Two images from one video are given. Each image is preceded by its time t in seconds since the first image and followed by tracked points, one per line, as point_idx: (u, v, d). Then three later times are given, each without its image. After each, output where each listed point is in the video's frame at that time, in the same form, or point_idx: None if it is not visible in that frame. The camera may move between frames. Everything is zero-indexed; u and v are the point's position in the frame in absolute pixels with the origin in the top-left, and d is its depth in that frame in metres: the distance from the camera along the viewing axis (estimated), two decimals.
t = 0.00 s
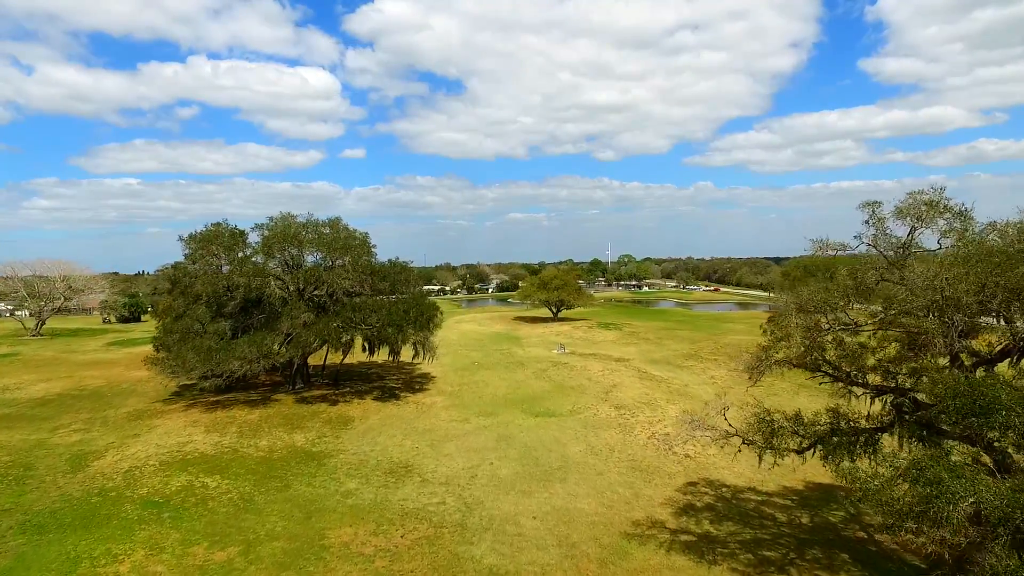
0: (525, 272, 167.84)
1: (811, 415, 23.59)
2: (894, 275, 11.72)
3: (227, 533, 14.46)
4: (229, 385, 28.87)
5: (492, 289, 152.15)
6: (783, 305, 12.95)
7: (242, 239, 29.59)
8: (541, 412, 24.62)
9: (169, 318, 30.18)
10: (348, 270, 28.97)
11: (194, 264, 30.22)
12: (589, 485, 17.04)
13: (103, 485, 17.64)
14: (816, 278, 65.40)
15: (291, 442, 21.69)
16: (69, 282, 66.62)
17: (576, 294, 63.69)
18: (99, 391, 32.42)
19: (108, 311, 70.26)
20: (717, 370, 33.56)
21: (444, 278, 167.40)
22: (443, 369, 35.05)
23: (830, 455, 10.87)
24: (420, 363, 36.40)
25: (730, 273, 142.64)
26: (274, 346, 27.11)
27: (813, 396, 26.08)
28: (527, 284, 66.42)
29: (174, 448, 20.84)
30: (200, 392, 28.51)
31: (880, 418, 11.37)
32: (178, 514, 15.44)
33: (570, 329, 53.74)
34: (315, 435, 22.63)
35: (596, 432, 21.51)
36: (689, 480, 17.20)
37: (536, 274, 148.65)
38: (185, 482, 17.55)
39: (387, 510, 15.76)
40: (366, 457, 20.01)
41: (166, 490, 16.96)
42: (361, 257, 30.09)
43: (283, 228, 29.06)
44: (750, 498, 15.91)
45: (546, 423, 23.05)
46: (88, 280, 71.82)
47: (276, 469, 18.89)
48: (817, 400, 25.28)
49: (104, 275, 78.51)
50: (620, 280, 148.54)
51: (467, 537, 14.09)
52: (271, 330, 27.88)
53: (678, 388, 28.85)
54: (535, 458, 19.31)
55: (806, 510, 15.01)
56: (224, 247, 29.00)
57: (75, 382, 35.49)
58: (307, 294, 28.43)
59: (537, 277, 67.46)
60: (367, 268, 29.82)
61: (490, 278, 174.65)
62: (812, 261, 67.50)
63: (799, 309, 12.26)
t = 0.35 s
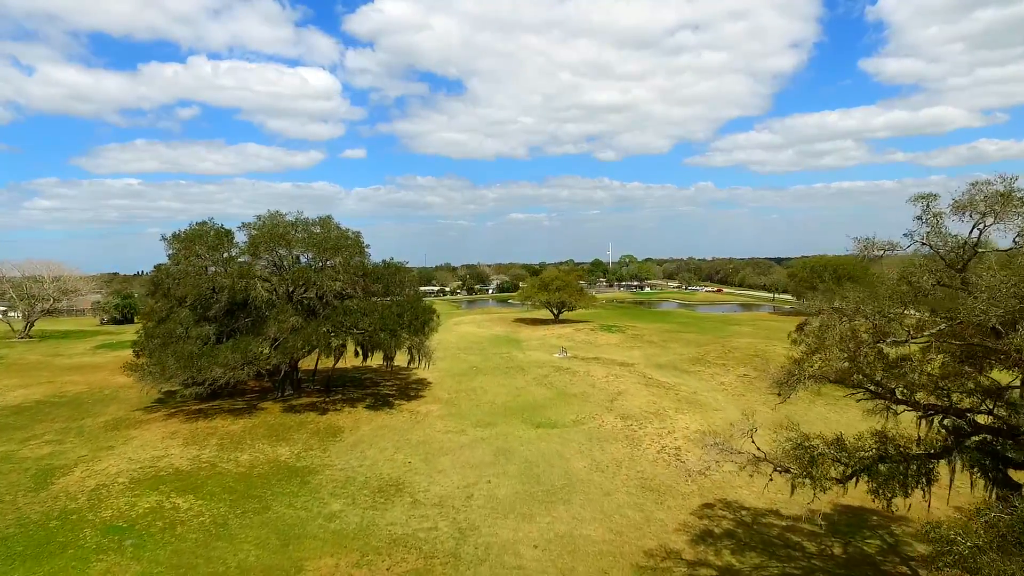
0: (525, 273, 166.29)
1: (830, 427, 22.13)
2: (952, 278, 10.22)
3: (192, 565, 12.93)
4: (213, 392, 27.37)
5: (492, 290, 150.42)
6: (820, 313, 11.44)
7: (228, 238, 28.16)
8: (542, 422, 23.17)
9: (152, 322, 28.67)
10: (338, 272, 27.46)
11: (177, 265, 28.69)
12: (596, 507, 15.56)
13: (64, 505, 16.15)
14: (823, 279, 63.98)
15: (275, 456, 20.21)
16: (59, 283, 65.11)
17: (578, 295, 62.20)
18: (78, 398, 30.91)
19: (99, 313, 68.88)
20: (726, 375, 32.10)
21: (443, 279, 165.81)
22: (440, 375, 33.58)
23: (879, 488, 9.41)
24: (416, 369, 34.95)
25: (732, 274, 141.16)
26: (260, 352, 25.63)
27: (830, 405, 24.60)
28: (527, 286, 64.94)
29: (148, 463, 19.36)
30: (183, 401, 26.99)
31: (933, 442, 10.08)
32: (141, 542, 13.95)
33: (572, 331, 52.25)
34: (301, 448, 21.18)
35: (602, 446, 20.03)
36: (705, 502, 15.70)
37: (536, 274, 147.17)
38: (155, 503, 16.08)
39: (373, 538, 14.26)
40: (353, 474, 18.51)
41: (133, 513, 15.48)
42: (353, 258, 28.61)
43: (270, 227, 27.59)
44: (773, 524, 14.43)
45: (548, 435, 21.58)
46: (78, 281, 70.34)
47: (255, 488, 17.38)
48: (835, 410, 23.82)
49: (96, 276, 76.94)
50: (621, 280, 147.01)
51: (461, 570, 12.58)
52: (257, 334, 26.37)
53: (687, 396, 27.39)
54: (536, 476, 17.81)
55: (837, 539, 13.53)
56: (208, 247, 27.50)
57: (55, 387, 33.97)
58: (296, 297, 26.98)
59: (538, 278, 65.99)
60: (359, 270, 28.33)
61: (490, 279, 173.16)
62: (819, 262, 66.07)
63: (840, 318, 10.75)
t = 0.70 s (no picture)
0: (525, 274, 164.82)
1: (851, 439, 20.70)
2: None
3: None
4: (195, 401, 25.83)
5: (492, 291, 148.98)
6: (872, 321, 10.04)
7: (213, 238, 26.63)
8: (544, 434, 21.72)
9: (131, 326, 27.13)
10: (327, 273, 25.98)
11: (157, 265, 27.14)
12: (603, 534, 14.07)
13: (17, 530, 14.64)
14: (830, 279, 62.56)
15: (255, 472, 18.73)
16: (48, 284, 63.50)
17: (579, 297, 60.73)
18: (55, 405, 29.35)
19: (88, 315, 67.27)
20: (735, 382, 30.66)
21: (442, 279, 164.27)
22: (436, 381, 32.12)
23: (945, 532, 7.96)
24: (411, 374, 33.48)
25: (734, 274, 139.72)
26: (242, 358, 24.03)
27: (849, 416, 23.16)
28: (527, 286, 63.46)
29: (117, 480, 17.87)
30: (162, 410, 25.47)
31: (1008, 473, 8.55)
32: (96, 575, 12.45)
33: (574, 334, 50.79)
34: (283, 462, 19.71)
35: (607, 462, 18.55)
36: (723, 528, 14.22)
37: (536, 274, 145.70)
38: (116, 528, 14.58)
39: (355, 570, 12.77)
40: (338, 494, 17.03)
41: (91, 540, 13.98)
42: (343, 258, 27.20)
43: (256, 226, 26.09)
44: (800, 555, 12.97)
45: (549, 449, 20.12)
46: (68, 282, 68.69)
47: (229, 509, 15.90)
48: (855, 421, 22.37)
49: (87, 278, 75.27)
50: (622, 281, 145.51)
51: None
52: (241, 339, 24.87)
53: (695, 405, 25.94)
54: (536, 496, 16.35)
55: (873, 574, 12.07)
56: (189, 247, 25.92)
57: (33, 393, 32.41)
58: (283, 299, 25.51)
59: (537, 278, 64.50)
60: (349, 271, 26.86)
61: (490, 279, 171.63)
62: (825, 261, 64.69)
63: (895, 329, 9.38)
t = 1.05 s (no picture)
0: (525, 274, 163.22)
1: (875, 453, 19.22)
2: None
3: None
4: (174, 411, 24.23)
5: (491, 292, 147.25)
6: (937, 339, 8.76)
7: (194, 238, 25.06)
8: (545, 447, 20.23)
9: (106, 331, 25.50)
10: (315, 275, 24.41)
11: (134, 266, 25.49)
12: (613, 569, 12.52)
13: None
14: (837, 280, 61.05)
15: (230, 493, 17.22)
16: (34, 284, 61.75)
17: (581, 297, 59.14)
18: (29, 414, 27.75)
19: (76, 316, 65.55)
20: (746, 389, 29.14)
21: (442, 280, 162.62)
22: (432, 388, 30.60)
23: None
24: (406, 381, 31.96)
25: (736, 274, 138.20)
26: (223, 365, 22.41)
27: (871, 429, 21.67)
28: (527, 288, 61.86)
29: (78, 501, 16.30)
30: (138, 421, 23.84)
31: None
32: None
33: (575, 336, 49.23)
34: (262, 481, 18.21)
35: (614, 481, 17.01)
36: (747, 562, 12.69)
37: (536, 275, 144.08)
38: (69, 562, 13.01)
39: None
40: (319, 519, 15.50)
41: None
42: (333, 259, 25.65)
43: (238, 224, 24.52)
44: None
45: (551, 465, 18.63)
46: (55, 282, 66.91)
47: (198, 538, 14.34)
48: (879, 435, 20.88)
49: (76, 278, 73.53)
50: (623, 281, 143.96)
51: None
52: (222, 346, 23.26)
53: (706, 415, 24.43)
54: (538, 522, 14.81)
55: None
56: (167, 246, 24.27)
57: (8, 400, 30.80)
58: (268, 303, 23.92)
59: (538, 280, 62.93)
60: (339, 272, 25.30)
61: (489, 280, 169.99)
62: (832, 261, 63.20)
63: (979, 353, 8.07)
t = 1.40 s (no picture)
0: (526, 274, 161.66)
1: (903, 471, 17.81)
2: None
3: None
4: (150, 423, 22.65)
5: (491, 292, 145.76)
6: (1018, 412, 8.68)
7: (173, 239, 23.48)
8: (546, 463, 18.82)
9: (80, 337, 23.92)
10: (301, 276, 22.91)
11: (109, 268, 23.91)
12: None
13: None
14: (845, 281, 59.62)
15: (203, 515, 15.71)
16: (20, 285, 60.15)
17: (582, 299, 57.71)
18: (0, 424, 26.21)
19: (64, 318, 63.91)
20: (758, 396, 27.69)
21: (441, 281, 160.97)
22: (427, 396, 29.17)
23: None
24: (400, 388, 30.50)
25: (738, 275, 136.76)
26: (201, 374, 20.93)
27: (897, 443, 20.25)
28: (527, 289, 60.34)
29: (33, 526, 14.81)
30: (112, 433, 22.26)
31: None
32: None
33: (577, 339, 47.81)
34: (239, 501, 16.70)
35: (622, 503, 15.56)
36: None
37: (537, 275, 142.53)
38: None
39: None
40: (298, 547, 14.02)
41: None
42: (319, 260, 24.28)
43: (220, 224, 23.02)
44: None
45: (552, 483, 17.21)
46: (42, 283, 65.29)
47: (162, 570, 12.87)
48: (905, 450, 19.47)
49: (65, 279, 71.91)
50: (624, 282, 142.62)
51: None
52: (202, 353, 21.72)
53: (718, 426, 22.98)
54: (540, 551, 13.34)
55: None
56: (142, 245, 22.64)
57: None
58: (250, 306, 22.14)
59: (538, 280, 61.42)
60: (327, 274, 23.87)
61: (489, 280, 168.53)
62: (839, 262, 61.77)
63: None
